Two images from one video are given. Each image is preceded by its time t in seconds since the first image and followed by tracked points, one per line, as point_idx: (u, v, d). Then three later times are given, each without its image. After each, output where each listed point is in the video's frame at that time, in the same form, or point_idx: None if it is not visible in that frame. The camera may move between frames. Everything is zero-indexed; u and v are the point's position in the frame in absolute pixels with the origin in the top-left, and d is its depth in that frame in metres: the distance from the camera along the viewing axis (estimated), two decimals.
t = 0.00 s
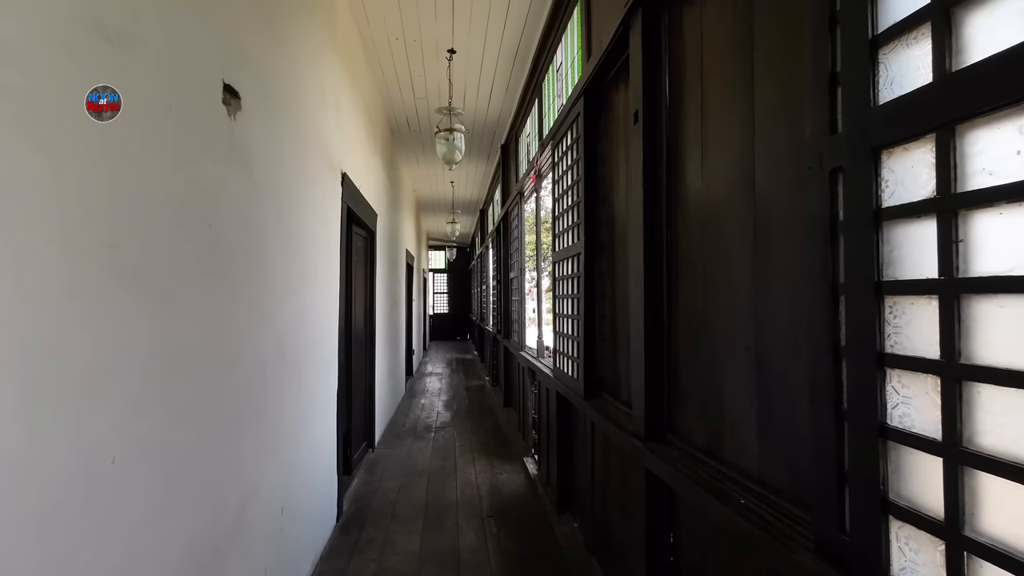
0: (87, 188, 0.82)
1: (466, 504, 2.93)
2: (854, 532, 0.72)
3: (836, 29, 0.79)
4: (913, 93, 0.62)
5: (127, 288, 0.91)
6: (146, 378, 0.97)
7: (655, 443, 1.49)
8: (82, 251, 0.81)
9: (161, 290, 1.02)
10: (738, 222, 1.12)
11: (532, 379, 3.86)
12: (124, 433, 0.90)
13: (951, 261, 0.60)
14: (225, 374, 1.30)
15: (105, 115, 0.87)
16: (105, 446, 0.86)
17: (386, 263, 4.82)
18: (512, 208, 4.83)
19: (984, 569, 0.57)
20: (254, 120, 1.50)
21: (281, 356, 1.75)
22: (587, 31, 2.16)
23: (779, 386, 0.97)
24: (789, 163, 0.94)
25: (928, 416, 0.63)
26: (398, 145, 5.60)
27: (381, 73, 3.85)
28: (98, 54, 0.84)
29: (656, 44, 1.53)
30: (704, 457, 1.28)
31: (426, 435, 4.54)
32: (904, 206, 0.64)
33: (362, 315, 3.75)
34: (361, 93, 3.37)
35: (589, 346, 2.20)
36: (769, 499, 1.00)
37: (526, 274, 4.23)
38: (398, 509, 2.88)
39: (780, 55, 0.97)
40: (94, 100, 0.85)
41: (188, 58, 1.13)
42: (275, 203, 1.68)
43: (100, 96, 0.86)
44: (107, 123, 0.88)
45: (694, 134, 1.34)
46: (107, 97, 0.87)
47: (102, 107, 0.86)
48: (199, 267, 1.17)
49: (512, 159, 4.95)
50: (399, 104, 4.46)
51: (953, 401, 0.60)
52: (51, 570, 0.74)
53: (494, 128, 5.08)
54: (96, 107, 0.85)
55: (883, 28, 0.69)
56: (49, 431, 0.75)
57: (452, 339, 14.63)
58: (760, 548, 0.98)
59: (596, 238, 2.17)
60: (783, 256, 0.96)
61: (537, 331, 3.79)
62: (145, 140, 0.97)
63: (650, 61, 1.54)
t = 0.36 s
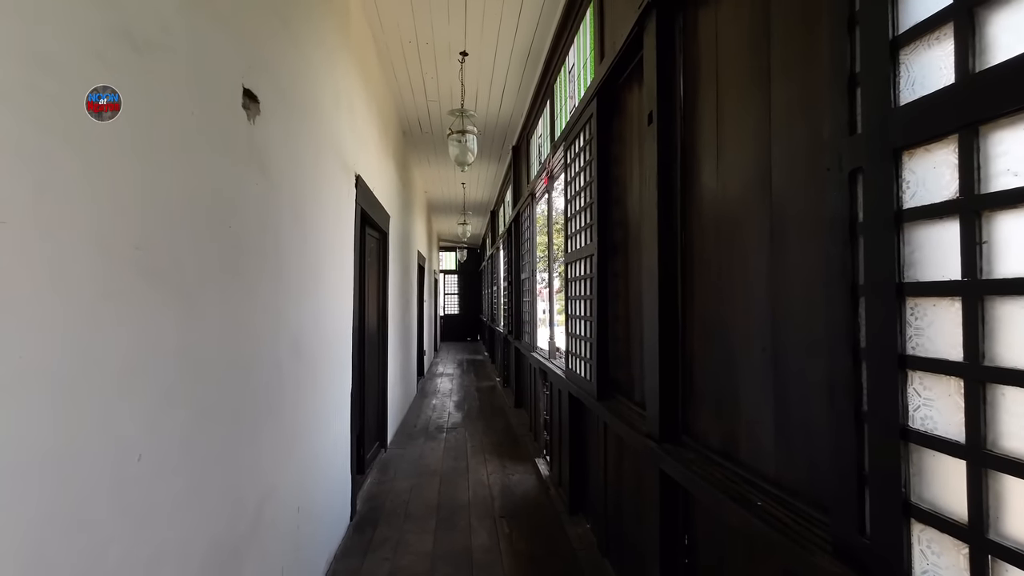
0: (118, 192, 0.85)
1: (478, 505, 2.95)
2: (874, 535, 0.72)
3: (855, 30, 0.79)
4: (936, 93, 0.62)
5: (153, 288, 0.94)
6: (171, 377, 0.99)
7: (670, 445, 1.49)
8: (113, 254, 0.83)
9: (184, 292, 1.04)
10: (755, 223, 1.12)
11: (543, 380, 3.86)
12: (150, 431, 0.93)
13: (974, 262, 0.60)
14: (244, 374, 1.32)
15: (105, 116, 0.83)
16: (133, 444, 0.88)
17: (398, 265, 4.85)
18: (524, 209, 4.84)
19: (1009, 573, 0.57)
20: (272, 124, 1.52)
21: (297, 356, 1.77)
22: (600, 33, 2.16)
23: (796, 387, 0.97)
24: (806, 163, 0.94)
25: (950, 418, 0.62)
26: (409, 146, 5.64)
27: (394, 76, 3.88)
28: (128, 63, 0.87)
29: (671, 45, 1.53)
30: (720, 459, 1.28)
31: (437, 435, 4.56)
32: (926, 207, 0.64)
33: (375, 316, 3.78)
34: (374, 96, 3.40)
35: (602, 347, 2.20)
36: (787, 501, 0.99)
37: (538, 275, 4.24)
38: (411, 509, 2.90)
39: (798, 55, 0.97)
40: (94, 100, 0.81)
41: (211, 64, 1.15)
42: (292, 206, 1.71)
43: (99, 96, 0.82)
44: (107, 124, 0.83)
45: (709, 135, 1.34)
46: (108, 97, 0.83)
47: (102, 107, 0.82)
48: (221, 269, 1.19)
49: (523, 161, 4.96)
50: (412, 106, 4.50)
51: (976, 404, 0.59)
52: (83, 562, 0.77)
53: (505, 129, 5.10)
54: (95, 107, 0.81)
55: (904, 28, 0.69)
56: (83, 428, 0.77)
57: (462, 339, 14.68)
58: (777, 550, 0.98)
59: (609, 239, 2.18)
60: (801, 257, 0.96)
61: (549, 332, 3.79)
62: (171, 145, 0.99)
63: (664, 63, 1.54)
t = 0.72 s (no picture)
0: (140, 196, 0.87)
1: (486, 505, 2.96)
2: (885, 536, 0.72)
3: (865, 32, 0.79)
4: (947, 96, 0.62)
5: (172, 290, 0.96)
6: (189, 377, 1.01)
7: (680, 445, 1.49)
8: (135, 256, 0.86)
9: (202, 293, 1.06)
10: (766, 224, 1.12)
11: (552, 381, 3.87)
12: (168, 429, 0.95)
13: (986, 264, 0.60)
14: (258, 373, 1.34)
15: (105, 116, 0.80)
16: (152, 442, 0.90)
17: (407, 265, 4.88)
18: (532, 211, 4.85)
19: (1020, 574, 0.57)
20: (285, 127, 1.54)
21: (309, 356, 1.79)
22: (609, 34, 2.17)
23: (807, 389, 0.97)
24: (817, 165, 0.94)
25: (961, 420, 0.63)
26: (419, 148, 5.67)
27: (403, 78, 3.91)
28: (150, 69, 0.89)
29: (681, 47, 1.53)
30: (730, 460, 1.28)
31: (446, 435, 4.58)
32: (938, 209, 0.64)
33: (385, 316, 3.80)
34: (384, 98, 3.43)
35: (611, 348, 2.20)
36: (798, 502, 0.99)
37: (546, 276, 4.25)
38: (421, 508, 2.92)
39: (809, 57, 0.97)
40: (94, 100, 0.78)
41: (227, 70, 1.18)
42: (305, 208, 1.73)
43: (99, 96, 0.79)
44: (108, 124, 0.81)
45: (719, 136, 1.34)
46: (108, 97, 0.80)
47: (102, 107, 0.80)
48: (236, 270, 1.21)
49: (532, 162, 4.97)
50: (421, 108, 4.52)
51: (987, 405, 0.60)
52: (105, 556, 0.79)
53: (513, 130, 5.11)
54: (95, 107, 0.78)
55: (916, 31, 0.69)
56: (106, 426, 0.79)
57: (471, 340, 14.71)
58: (788, 551, 0.98)
59: (618, 240, 2.18)
60: (811, 259, 0.96)
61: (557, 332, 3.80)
62: (190, 149, 1.02)
63: (674, 64, 1.54)
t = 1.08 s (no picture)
0: (155, 196, 0.89)
1: (494, 504, 2.96)
2: (896, 534, 0.72)
3: (876, 31, 0.79)
4: (960, 94, 0.62)
5: (186, 288, 0.97)
6: (202, 375, 1.03)
7: (688, 444, 1.49)
8: (151, 256, 0.87)
9: (215, 293, 1.07)
10: (775, 223, 1.12)
11: (559, 380, 3.87)
12: (183, 426, 0.96)
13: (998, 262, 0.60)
14: (269, 372, 1.36)
15: (105, 116, 0.78)
16: (167, 438, 0.91)
17: (414, 265, 4.90)
18: (539, 210, 4.85)
19: None
20: (295, 128, 1.55)
21: (319, 355, 1.81)
22: (616, 34, 2.17)
23: (817, 387, 0.97)
24: (827, 164, 0.94)
25: (974, 418, 0.63)
26: (426, 148, 5.69)
27: (410, 78, 3.93)
28: (164, 72, 0.91)
29: (689, 47, 1.53)
30: (739, 459, 1.28)
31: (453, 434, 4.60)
32: (948, 207, 0.64)
33: (392, 316, 3.83)
34: (391, 98, 3.44)
35: (618, 347, 2.21)
36: (807, 501, 0.99)
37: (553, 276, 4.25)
38: (428, 507, 2.93)
39: (818, 56, 0.97)
40: (94, 100, 0.76)
41: (239, 72, 1.19)
42: (315, 208, 1.75)
43: (100, 96, 0.77)
44: (107, 124, 0.79)
45: (728, 136, 1.34)
46: (108, 97, 0.78)
47: (102, 107, 0.78)
48: (248, 269, 1.23)
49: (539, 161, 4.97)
50: (427, 108, 4.54)
51: (1000, 403, 0.60)
52: (123, 551, 0.80)
53: (520, 130, 5.11)
54: (95, 107, 0.77)
55: (926, 30, 0.69)
56: (124, 422, 0.81)
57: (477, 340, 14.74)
58: (797, 550, 0.98)
59: (625, 239, 2.18)
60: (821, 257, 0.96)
61: (564, 332, 3.80)
62: (203, 150, 1.03)
63: (682, 63, 1.54)
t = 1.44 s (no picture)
0: (170, 196, 0.89)
1: (500, 503, 2.97)
2: (908, 535, 0.72)
3: (888, 29, 0.79)
4: (974, 93, 0.62)
5: (199, 288, 0.98)
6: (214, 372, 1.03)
7: (697, 444, 1.49)
8: (164, 256, 0.88)
9: (227, 292, 1.09)
10: (785, 222, 1.11)
11: (565, 380, 3.87)
12: (195, 424, 0.97)
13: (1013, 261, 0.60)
14: (279, 370, 1.37)
15: (105, 116, 0.75)
16: (180, 436, 0.92)
17: (420, 264, 4.90)
18: (544, 210, 4.85)
19: None
20: (303, 127, 1.56)
21: (327, 354, 1.82)
22: (623, 33, 2.16)
23: (827, 387, 0.97)
24: (838, 163, 0.93)
25: (988, 418, 0.62)
26: (431, 148, 5.70)
27: (417, 78, 3.93)
28: (179, 74, 0.92)
29: (697, 45, 1.53)
30: (748, 458, 1.27)
31: (459, 433, 4.61)
32: (962, 206, 0.64)
33: (399, 315, 3.84)
34: (398, 98, 3.45)
35: (625, 346, 2.21)
36: (817, 501, 0.99)
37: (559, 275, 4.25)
38: (435, 505, 2.94)
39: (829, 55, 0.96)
40: (93, 100, 0.74)
41: (250, 73, 1.20)
42: (322, 208, 1.76)
43: (99, 96, 0.75)
44: (107, 125, 0.76)
45: (737, 134, 1.34)
46: (108, 97, 0.76)
47: (102, 107, 0.75)
48: (259, 269, 1.24)
49: (544, 161, 4.97)
50: (434, 107, 4.55)
51: (1015, 403, 0.59)
52: (140, 547, 0.81)
53: (525, 129, 5.12)
54: (94, 107, 0.74)
55: (940, 28, 0.68)
56: (140, 420, 0.82)
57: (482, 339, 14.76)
58: (807, 549, 0.98)
59: (632, 238, 2.18)
60: (832, 256, 0.95)
61: (570, 332, 3.80)
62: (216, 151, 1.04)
63: (690, 62, 1.54)
